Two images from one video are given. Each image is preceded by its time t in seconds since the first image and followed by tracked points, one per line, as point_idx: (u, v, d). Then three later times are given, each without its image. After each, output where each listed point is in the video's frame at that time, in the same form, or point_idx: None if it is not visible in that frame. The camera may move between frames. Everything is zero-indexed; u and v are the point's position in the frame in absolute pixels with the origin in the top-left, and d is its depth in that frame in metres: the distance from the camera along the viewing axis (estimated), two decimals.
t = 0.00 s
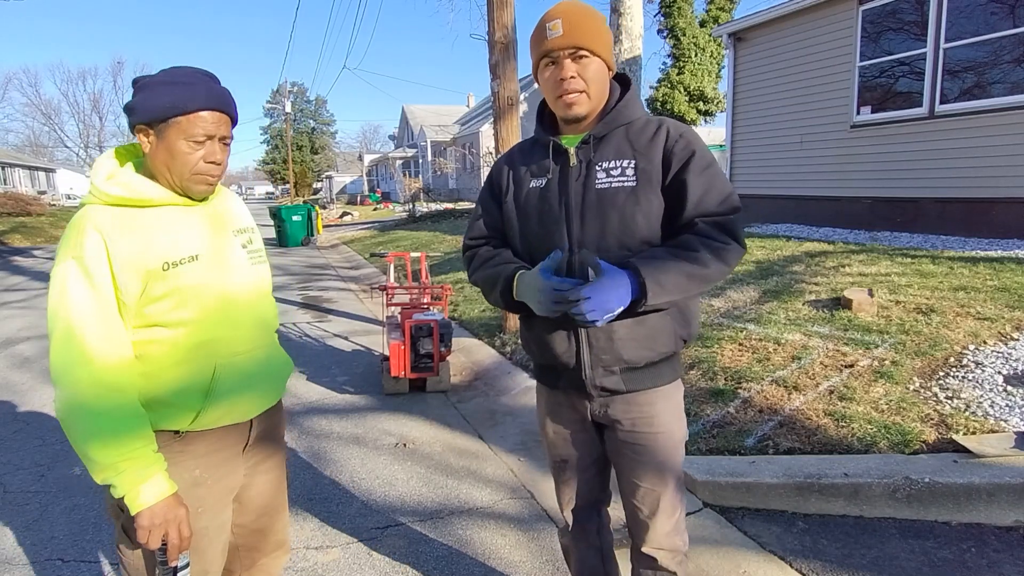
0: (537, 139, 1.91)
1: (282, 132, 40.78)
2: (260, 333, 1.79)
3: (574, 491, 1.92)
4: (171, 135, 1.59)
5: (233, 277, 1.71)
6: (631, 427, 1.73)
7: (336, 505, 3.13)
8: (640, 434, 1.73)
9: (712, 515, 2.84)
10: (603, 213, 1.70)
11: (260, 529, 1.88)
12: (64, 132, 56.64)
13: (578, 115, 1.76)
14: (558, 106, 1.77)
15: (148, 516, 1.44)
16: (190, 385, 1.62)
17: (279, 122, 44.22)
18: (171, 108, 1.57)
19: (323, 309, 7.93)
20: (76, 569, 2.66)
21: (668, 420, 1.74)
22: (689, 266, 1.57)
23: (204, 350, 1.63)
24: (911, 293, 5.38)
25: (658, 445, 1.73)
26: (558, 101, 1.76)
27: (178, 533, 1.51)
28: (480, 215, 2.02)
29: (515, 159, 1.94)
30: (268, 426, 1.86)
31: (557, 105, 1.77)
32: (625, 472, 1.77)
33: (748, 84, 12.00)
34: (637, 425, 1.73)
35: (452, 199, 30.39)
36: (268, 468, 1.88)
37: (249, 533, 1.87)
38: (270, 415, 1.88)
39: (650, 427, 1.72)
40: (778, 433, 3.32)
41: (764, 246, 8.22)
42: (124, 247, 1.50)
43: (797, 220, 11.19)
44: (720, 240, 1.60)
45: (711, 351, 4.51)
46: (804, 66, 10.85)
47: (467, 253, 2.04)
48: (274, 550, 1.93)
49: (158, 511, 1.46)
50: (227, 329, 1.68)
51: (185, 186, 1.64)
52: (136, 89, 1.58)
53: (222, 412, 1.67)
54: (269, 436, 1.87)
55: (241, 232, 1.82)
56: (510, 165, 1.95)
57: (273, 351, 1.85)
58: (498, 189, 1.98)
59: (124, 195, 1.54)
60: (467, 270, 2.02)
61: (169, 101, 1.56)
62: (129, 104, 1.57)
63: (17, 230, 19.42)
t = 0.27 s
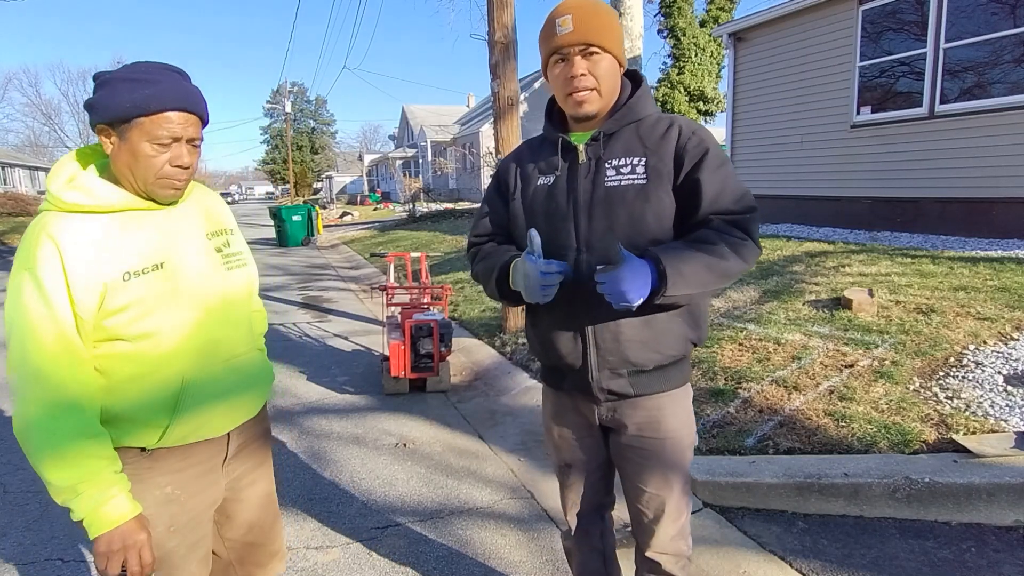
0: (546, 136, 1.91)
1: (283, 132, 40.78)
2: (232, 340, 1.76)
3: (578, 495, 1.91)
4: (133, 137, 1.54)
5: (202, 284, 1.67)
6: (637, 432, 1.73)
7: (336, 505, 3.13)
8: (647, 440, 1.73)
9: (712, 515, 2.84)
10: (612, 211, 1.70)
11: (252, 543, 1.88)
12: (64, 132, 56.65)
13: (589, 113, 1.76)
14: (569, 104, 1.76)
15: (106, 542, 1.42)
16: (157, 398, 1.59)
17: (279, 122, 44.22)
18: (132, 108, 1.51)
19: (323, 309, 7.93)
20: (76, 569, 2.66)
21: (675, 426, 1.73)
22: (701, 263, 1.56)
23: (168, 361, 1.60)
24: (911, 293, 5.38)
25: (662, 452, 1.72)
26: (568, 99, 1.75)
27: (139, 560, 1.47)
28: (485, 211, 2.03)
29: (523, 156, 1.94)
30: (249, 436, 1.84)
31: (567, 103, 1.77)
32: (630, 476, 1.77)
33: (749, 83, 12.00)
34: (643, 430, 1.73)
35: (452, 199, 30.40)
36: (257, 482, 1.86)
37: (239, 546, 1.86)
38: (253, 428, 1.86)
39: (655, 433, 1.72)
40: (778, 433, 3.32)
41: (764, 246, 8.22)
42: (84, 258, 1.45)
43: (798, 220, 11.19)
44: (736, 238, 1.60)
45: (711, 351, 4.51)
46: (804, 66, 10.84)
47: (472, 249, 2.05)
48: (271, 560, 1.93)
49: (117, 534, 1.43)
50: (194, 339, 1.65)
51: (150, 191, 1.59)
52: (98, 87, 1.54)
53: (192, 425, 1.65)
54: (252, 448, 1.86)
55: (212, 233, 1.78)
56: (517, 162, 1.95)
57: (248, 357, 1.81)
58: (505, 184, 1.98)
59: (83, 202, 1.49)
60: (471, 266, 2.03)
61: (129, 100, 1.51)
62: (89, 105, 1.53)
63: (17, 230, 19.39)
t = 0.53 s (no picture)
0: (557, 133, 1.90)
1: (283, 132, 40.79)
2: (215, 347, 1.74)
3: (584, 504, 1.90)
4: (112, 139, 1.53)
5: (183, 291, 1.66)
6: (649, 439, 1.73)
7: (336, 505, 3.13)
8: (657, 447, 1.72)
9: (712, 515, 2.84)
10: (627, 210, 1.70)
11: (256, 548, 1.86)
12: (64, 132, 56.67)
13: (604, 109, 1.76)
14: (584, 100, 1.76)
15: (67, 563, 1.42)
16: (135, 407, 1.58)
17: (279, 123, 44.22)
18: (108, 108, 1.50)
19: (323, 309, 7.93)
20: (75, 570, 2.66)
21: (685, 433, 1.73)
22: (719, 264, 1.56)
23: (147, 370, 1.58)
24: (911, 293, 5.38)
25: (673, 459, 1.72)
26: (583, 95, 1.75)
27: None
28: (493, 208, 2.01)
29: (533, 153, 1.93)
30: (241, 439, 1.84)
31: (582, 100, 1.76)
32: (640, 483, 1.76)
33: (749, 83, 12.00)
34: (653, 435, 1.73)
35: (452, 199, 30.40)
36: (254, 491, 1.84)
37: (244, 551, 1.85)
38: (245, 436, 1.85)
39: (667, 440, 1.72)
40: (778, 433, 3.32)
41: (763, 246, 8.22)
42: (60, 265, 1.44)
43: (798, 220, 11.19)
44: (754, 239, 1.60)
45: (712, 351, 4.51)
46: (804, 66, 10.84)
47: (477, 246, 2.03)
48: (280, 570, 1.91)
49: (80, 555, 1.44)
50: (174, 347, 1.63)
51: (130, 194, 1.58)
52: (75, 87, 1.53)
53: (173, 435, 1.63)
54: (242, 453, 1.84)
55: (199, 235, 1.76)
56: (527, 159, 1.94)
57: (233, 364, 1.80)
58: (513, 181, 1.96)
59: (60, 206, 1.49)
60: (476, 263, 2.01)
61: (105, 100, 1.50)
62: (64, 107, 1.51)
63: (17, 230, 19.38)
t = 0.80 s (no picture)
0: (571, 132, 1.90)
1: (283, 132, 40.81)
2: (227, 351, 1.71)
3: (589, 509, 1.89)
4: (127, 141, 1.54)
5: (193, 293, 1.64)
6: (658, 446, 1.72)
7: (336, 505, 3.13)
8: (667, 454, 1.72)
9: (711, 515, 2.84)
10: (641, 211, 1.69)
11: (256, 564, 1.83)
12: (64, 132, 56.67)
13: (620, 107, 1.75)
14: (599, 98, 1.75)
15: (61, 560, 1.42)
16: (141, 408, 1.57)
17: (279, 122, 44.23)
18: (122, 111, 1.51)
19: (323, 309, 7.93)
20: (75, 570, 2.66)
21: (696, 440, 1.72)
22: (740, 269, 1.55)
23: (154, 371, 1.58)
24: (911, 293, 5.38)
25: (683, 467, 1.71)
26: (598, 93, 1.74)
27: None
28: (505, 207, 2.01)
29: (546, 152, 1.93)
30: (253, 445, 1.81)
31: (597, 98, 1.76)
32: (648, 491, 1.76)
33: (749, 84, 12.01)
34: (663, 443, 1.72)
35: (452, 198, 30.40)
36: (260, 504, 1.81)
37: (245, 566, 1.83)
38: (255, 443, 1.82)
39: (677, 448, 1.71)
40: (778, 433, 3.32)
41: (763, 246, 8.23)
42: (68, 264, 1.45)
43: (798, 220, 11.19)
44: (773, 242, 1.58)
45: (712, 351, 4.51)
46: (805, 66, 10.84)
47: (489, 244, 2.02)
48: None
49: (72, 554, 1.43)
50: (180, 350, 1.61)
51: (147, 196, 1.58)
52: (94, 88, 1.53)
53: (178, 439, 1.61)
54: (251, 461, 1.80)
55: (217, 237, 1.74)
56: (540, 158, 1.93)
57: (246, 371, 1.76)
58: (526, 180, 1.96)
59: (80, 206, 1.50)
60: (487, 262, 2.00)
61: (120, 103, 1.51)
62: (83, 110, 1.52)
63: (17, 230, 19.37)
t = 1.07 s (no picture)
0: (583, 130, 1.90)
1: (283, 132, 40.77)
2: (253, 350, 1.71)
3: (594, 511, 1.89)
4: (173, 138, 1.55)
5: (221, 290, 1.63)
6: (662, 449, 1.73)
7: (336, 505, 3.14)
8: (671, 457, 1.72)
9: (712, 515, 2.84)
10: (649, 212, 1.69)
11: (272, 563, 1.82)
12: (63, 132, 56.64)
13: (631, 106, 1.75)
14: (611, 96, 1.75)
15: (88, 545, 1.42)
16: (168, 401, 1.58)
17: (279, 123, 44.24)
18: (173, 109, 1.53)
19: (322, 310, 7.93)
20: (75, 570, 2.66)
21: (700, 444, 1.72)
22: (726, 276, 1.52)
23: (181, 366, 1.58)
24: (911, 293, 5.38)
25: (687, 470, 1.71)
26: (610, 91, 1.74)
27: (117, 568, 1.46)
28: (517, 204, 2.01)
29: (558, 151, 1.93)
30: (274, 447, 1.79)
31: (608, 96, 1.76)
32: (653, 493, 1.76)
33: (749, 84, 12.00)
34: (668, 446, 1.72)
35: (452, 199, 30.43)
36: (280, 503, 1.80)
37: (261, 565, 1.82)
38: (280, 445, 1.81)
39: (681, 451, 1.71)
40: (778, 433, 3.32)
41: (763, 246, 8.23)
42: (101, 255, 1.47)
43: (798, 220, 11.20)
44: (763, 247, 1.53)
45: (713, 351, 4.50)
46: (805, 66, 10.83)
47: (500, 242, 2.02)
48: None
49: (99, 540, 1.43)
50: (207, 345, 1.61)
51: (190, 192, 1.60)
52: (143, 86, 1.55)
53: (200, 434, 1.60)
54: (274, 463, 1.79)
55: (250, 236, 1.73)
56: (552, 157, 1.94)
57: (271, 370, 1.75)
58: (538, 178, 1.97)
59: (121, 201, 1.53)
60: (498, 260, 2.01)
61: (172, 101, 1.53)
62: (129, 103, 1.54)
63: (17, 230, 19.38)
